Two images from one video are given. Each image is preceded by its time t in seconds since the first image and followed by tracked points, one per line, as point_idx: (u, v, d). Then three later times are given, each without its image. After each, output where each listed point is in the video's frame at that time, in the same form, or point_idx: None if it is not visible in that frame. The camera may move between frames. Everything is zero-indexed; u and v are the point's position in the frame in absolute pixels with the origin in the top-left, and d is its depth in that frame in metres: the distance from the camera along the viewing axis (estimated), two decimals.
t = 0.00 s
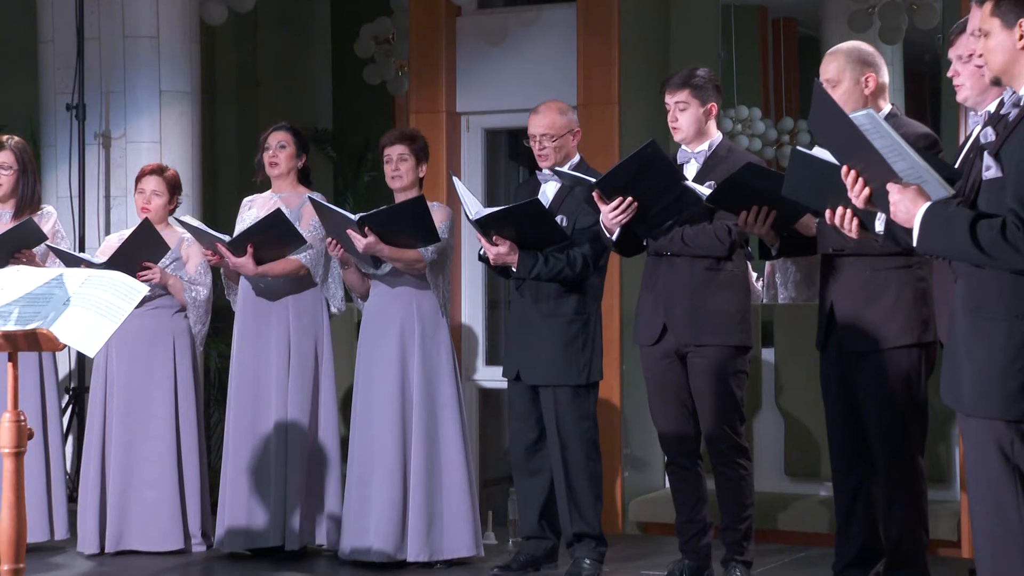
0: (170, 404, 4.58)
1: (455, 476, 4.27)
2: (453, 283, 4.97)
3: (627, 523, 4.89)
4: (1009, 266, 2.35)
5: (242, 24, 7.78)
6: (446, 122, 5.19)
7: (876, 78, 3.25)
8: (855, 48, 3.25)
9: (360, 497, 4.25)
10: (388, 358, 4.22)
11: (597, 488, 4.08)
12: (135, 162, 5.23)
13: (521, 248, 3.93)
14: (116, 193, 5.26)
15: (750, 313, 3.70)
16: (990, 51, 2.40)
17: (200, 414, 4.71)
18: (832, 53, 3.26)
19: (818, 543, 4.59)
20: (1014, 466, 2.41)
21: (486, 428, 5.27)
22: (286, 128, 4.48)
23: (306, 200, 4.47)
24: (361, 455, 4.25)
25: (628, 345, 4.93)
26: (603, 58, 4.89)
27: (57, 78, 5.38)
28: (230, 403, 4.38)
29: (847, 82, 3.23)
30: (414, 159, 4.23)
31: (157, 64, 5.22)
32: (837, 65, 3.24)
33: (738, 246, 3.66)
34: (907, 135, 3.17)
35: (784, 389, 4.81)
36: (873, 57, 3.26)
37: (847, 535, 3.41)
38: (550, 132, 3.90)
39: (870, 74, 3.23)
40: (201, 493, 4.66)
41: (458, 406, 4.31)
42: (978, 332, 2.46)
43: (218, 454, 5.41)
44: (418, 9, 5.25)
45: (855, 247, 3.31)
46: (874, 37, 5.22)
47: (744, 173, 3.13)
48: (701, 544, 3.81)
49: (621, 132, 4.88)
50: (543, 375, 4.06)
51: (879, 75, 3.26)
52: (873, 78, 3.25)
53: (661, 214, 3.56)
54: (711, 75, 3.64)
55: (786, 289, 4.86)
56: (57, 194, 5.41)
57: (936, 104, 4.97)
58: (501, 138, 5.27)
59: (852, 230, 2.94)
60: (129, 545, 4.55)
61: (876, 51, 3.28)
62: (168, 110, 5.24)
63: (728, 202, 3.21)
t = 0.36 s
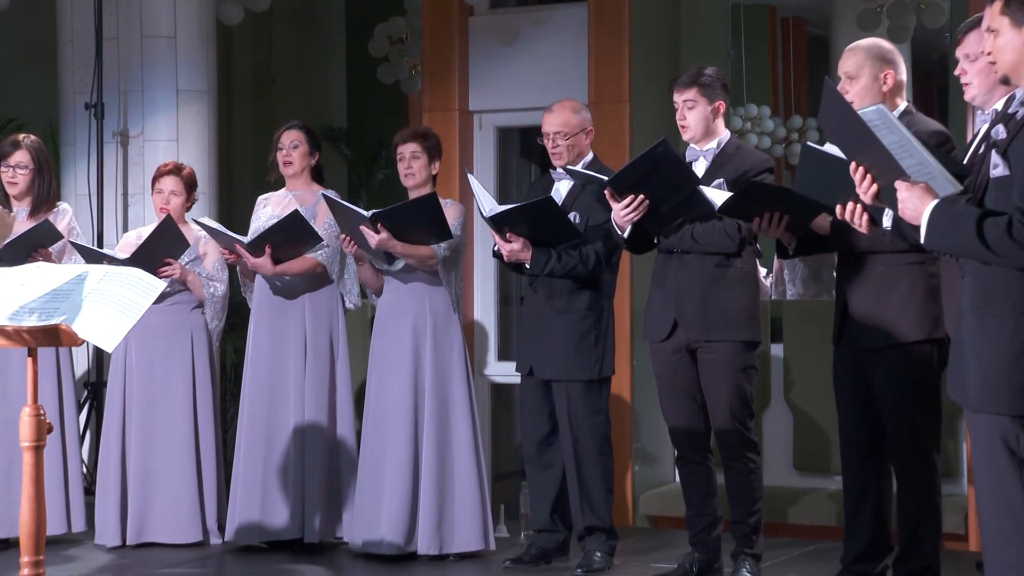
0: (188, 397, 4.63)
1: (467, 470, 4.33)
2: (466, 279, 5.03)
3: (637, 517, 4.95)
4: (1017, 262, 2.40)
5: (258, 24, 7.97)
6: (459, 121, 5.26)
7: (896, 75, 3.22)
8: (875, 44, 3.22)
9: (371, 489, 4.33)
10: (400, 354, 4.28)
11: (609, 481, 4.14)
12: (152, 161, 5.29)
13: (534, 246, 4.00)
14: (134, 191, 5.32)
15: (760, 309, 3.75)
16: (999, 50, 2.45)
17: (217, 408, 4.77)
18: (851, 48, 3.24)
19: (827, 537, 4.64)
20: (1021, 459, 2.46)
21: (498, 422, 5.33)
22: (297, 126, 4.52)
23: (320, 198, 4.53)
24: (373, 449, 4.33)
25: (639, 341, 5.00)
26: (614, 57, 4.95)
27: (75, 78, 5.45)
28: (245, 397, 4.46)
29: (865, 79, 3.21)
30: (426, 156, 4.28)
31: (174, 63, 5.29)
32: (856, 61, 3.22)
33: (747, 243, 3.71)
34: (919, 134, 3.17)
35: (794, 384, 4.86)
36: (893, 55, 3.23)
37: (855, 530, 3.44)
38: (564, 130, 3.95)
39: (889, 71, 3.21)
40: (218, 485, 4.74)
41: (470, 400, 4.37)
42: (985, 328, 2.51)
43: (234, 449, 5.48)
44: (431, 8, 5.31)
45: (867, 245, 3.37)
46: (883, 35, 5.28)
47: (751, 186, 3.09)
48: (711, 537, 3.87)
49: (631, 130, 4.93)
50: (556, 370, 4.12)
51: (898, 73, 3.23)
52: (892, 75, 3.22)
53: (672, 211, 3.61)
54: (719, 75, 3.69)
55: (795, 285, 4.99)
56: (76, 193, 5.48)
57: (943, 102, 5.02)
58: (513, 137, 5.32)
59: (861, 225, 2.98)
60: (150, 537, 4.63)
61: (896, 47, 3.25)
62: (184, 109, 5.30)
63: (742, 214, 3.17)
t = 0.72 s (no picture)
0: (210, 393, 4.71)
1: (486, 464, 4.38)
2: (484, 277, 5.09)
3: (651, 512, 4.99)
4: None
5: (277, 26, 8.29)
6: (476, 121, 5.32)
7: (911, 74, 3.27)
8: (891, 44, 3.27)
9: (390, 484, 4.38)
10: (420, 350, 4.34)
11: (624, 477, 4.19)
12: (173, 160, 5.36)
13: (551, 242, 4.06)
14: (156, 190, 5.39)
15: (774, 306, 3.80)
16: (1012, 49, 2.50)
17: (237, 403, 4.84)
18: (868, 47, 3.28)
19: (841, 532, 4.69)
20: None
21: (514, 419, 5.39)
22: (313, 127, 4.56)
23: (338, 197, 4.60)
24: (393, 444, 4.38)
25: (653, 338, 5.04)
26: (629, 58, 5.00)
27: (98, 79, 5.53)
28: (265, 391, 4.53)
29: (882, 76, 3.26)
30: (445, 156, 4.34)
31: (195, 63, 5.35)
32: (873, 58, 3.26)
33: (763, 241, 3.76)
34: (935, 131, 3.21)
35: (808, 380, 4.90)
36: (909, 54, 3.28)
37: (869, 526, 3.47)
38: (581, 128, 4.01)
39: (905, 69, 3.25)
40: (239, 480, 4.81)
41: (489, 396, 4.42)
42: (998, 324, 2.55)
43: (253, 445, 5.55)
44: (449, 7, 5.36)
45: (882, 240, 3.40)
46: (895, 35, 5.33)
47: (772, 177, 3.23)
48: (725, 532, 3.92)
49: (646, 130, 4.98)
50: (571, 367, 4.17)
51: (913, 72, 3.27)
52: (908, 73, 3.26)
53: (687, 209, 3.66)
54: (737, 74, 3.74)
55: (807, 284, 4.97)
56: (99, 191, 5.55)
57: (956, 101, 5.06)
58: (529, 136, 5.38)
59: (875, 226, 3.03)
60: (173, 531, 4.69)
61: (911, 46, 3.30)
62: (205, 109, 5.36)
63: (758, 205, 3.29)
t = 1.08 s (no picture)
0: (233, 385, 4.79)
1: (509, 456, 4.43)
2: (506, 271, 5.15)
3: (669, 503, 5.04)
4: None
5: (299, 25, 8.52)
6: (496, 116, 5.38)
7: (926, 69, 3.29)
8: (904, 40, 3.29)
9: (418, 474, 4.46)
10: (445, 342, 4.40)
11: (643, 468, 4.24)
12: (198, 155, 5.44)
13: (571, 235, 4.12)
14: (181, 184, 5.47)
15: (792, 299, 3.84)
16: None
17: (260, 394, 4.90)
18: (882, 44, 3.31)
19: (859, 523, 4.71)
20: None
21: (534, 410, 5.45)
22: (334, 123, 4.61)
23: (360, 192, 4.65)
24: (419, 435, 4.46)
25: (671, 331, 5.10)
26: (647, 55, 5.04)
27: (124, 75, 5.61)
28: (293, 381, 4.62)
29: (896, 74, 3.29)
30: (470, 152, 4.40)
31: (219, 59, 5.43)
32: (887, 55, 3.30)
33: (782, 235, 3.81)
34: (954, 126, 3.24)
35: (826, 373, 4.94)
36: (924, 49, 3.30)
37: (885, 518, 3.52)
38: (601, 123, 4.06)
39: (919, 65, 3.27)
40: (261, 470, 4.88)
41: (513, 388, 4.47)
42: (1014, 317, 2.58)
43: (277, 436, 5.62)
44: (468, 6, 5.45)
45: (899, 233, 3.43)
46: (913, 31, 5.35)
47: (797, 164, 3.28)
48: (743, 522, 3.98)
49: (665, 125, 5.03)
50: (591, 358, 4.22)
51: (928, 67, 3.30)
52: (922, 69, 3.29)
53: (707, 202, 3.70)
54: (761, 70, 3.78)
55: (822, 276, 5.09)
56: (125, 186, 5.63)
57: (973, 95, 5.09)
58: (549, 132, 5.44)
59: (892, 220, 3.08)
60: (197, 520, 4.77)
61: (925, 41, 3.32)
62: (229, 104, 5.44)
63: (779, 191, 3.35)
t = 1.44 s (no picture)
0: (256, 378, 4.86)
1: (532, 449, 4.50)
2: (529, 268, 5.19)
3: (688, 496, 5.10)
4: None
5: (322, 24, 8.60)
6: (517, 113, 5.45)
7: (938, 68, 3.31)
8: (917, 38, 3.31)
9: (444, 467, 4.54)
10: (471, 337, 4.46)
11: (662, 461, 4.30)
12: (223, 152, 5.51)
13: (591, 230, 4.18)
14: (206, 181, 5.55)
15: (811, 294, 3.89)
16: None
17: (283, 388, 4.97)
18: (894, 43, 3.32)
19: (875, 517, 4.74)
20: None
21: (554, 404, 5.51)
22: (358, 120, 4.67)
23: (383, 188, 4.71)
24: (446, 429, 4.53)
25: (690, 326, 5.15)
26: (666, 53, 5.09)
27: (150, 74, 5.69)
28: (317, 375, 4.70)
29: (909, 74, 3.30)
30: (496, 149, 4.45)
31: (244, 58, 5.50)
32: (900, 54, 3.31)
33: (801, 231, 3.85)
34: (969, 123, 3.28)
35: (843, 368, 4.98)
36: (937, 48, 3.32)
37: (897, 513, 3.57)
38: (620, 119, 4.11)
39: (932, 64, 3.30)
40: (284, 464, 4.94)
41: (536, 382, 4.52)
42: None
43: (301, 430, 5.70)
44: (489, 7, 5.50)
45: (916, 229, 3.45)
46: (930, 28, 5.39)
47: (816, 161, 3.32)
48: (761, 515, 4.04)
49: (684, 122, 5.08)
50: (611, 353, 4.28)
51: (940, 65, 3.32)
52: (935, 68, 3.31)
53: (726, 197, 3.77)
54: (779, 66, 3.82)
55: (840, 271, 5.14)
56: (151, 183, 5.71)
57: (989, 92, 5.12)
58: (569, 129, 5.50)
59: (912, 216, 3.08)
60: (220, 512, 4.85)
61: (937, 39, 3.34)
62: (254, 102, 5.51)
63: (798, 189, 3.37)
